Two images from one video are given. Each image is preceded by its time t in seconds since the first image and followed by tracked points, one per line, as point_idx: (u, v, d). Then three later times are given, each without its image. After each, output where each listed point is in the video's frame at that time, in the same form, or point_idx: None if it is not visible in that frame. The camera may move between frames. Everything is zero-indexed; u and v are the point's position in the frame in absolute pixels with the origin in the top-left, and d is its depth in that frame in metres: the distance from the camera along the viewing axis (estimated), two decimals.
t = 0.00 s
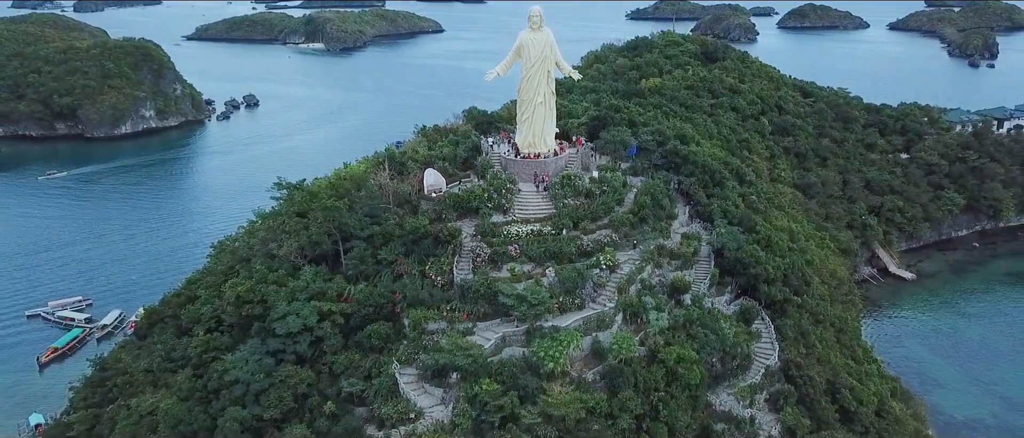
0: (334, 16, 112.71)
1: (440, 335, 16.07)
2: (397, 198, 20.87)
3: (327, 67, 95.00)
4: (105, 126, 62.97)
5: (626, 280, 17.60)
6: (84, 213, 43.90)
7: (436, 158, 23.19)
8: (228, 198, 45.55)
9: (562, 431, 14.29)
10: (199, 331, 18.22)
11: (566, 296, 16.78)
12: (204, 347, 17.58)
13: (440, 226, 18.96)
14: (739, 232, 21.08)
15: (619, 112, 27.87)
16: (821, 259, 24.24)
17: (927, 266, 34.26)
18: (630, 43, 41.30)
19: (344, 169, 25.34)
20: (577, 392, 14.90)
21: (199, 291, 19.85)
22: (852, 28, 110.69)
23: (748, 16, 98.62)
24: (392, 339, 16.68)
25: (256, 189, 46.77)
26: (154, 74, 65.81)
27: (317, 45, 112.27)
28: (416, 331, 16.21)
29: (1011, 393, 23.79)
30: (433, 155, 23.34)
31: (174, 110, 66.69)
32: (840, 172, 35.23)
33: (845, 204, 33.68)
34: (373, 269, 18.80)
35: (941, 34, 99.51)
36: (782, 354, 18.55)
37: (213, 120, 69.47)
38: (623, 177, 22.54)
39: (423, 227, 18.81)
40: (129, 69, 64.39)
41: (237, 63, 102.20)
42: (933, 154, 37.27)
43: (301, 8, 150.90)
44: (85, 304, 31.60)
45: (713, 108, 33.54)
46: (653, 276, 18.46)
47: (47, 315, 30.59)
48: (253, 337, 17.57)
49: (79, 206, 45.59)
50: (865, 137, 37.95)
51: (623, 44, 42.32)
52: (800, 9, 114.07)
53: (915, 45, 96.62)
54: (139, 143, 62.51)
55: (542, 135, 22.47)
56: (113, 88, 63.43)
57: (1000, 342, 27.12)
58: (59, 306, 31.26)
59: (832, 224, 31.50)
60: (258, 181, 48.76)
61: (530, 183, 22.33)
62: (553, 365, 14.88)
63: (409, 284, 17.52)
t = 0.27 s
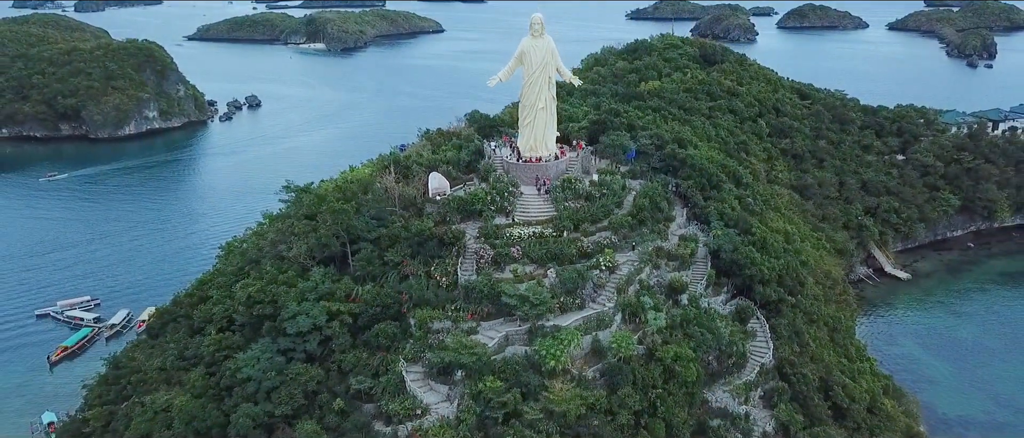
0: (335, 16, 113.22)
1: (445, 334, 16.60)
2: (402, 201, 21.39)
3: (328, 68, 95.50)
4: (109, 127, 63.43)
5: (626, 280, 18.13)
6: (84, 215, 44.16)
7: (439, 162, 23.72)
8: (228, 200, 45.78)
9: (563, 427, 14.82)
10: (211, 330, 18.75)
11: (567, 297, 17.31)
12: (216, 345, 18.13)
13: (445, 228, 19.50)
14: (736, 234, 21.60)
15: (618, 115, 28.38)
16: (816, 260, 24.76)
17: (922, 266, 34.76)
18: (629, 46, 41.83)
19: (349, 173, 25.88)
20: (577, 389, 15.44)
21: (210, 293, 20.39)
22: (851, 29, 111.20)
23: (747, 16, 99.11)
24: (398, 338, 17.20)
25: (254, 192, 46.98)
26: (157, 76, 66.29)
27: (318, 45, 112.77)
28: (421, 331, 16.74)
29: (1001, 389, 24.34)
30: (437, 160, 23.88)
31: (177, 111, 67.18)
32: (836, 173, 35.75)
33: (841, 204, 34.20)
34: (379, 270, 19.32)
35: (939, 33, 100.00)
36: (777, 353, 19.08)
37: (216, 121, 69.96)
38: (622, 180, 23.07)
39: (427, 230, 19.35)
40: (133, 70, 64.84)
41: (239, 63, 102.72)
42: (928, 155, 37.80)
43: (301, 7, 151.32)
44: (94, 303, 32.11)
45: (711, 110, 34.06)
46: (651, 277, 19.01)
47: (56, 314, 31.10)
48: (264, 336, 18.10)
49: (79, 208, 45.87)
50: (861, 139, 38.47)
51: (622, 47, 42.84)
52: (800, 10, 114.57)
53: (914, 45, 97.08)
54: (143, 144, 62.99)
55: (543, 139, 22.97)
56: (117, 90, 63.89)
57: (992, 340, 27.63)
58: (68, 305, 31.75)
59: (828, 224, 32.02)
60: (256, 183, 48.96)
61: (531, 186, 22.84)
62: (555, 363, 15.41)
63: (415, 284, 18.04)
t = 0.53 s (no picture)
0: (336, 17, 113.72)
1: (450, 334, 17.13)
2: (407, 205, 21.93)
3: (330, 68, 96.02)
4: (113, 128, 63.91)
5: (625, 281, 18.66)
6: (87, 217, 44.55)
7: (443, 166, 24.24)
8: (228, 203, 46.01)
9: (564, 423, 15.32)
10: (223, 330, 19.29)
11: (568, 298, 17.82)
12: (228, 345, 18.65)
13: (449, 231, 20.05)
14: (732, 236, 22.13)
15: (617, 119, 28.91)
16: (811, 262, 25.30)
17: (917, 266, 35.28)
18: (628, 49, 42.35)
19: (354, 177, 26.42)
20: (578, 386, 15.99)
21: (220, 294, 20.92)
22: (850, 29, 111.69)
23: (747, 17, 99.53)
24: (405, 337, 17.72)
25: (255, 195, 47.20)
26: (161, 77, 66.81)
27: (319, 46, 113.27)
28: (427, 330, 17.27)
29: (992, 387, 24.87)
30: (440, 164, 24.42)
31: (180, 113, 67.70)
32: (833, 175, 36.28)
33: (838, 206, 34.72)
34: (385, 272, 19.84)
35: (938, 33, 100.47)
36: (772, 352, 19.60)
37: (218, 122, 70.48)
38: (622, 184, 23.60)
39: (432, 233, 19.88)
40: (136, 72, 65.31)
41: (240, 64, 103.24)
42: (924, 157, 38.31)
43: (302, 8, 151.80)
44: (102, 303, 32.64)
45: (709, 113, 34.58)
46: (650, 278, 19.56)
47: (65, 314, 31.61)
48: (274, 336, 18.64)
49: (81, 210, 46.23)
50: (857, 141, 38.98)
51: (622, 50, 43.36)
52: (799, 10, 115.05)
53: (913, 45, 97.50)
54: (146, 145, 63.51)
55: (544, 143, 23.53)
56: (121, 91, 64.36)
57: (985, 339, 28.14)
58: (77, 305, 32.27)
59: (824, 225, 32.54)
60: (257, 186, 49.19)
61: (533, 189, 23.37)
62: (556, 361, 15.94)
63: (420, 286, 18.58)
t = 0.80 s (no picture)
0: (336, 17, 114.20)
1: (454, 334, 17.65)
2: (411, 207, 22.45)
3: (331, 69, 96.51)
4: (117, 129, 64.41)
5: (624, 282, 19.18)
6: (92, 219, 45.05)
7: (446, 170, 24.76)
8: (231, 204, 46.51)
9: (564, 419, 15.84)
10: (233, 329, 19.83)
11: (569, 298, 18.32)
12: (238, 344, 19.17)
13: (453, 233, 20.59)
14: (728, 238, 22.64)
15: (616, 123, 29.42)
16: (806, 263, 25.82)
17: (913, 266, 35.80)
18: (628, 52, 42.86)
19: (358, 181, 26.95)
20: (578, 384, 16.51)
21: (229, 295, 21.44)
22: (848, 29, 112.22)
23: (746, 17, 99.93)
24: (410, 337, 18.22)
25: (258, 196, 47.71)
26: (164, 79, 67.33)
27: (320, 46, 113.77)
28: (432, 330, 17.79)
29: (983, 385, 25.39)
30: (443, 168, 24.94)
31: (183, 114, 68.23)
32: (830, 176, 36.79)
33: (834, 207, 35.23)
34: (391, 273, 20.35)
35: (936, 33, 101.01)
36: (767, 351, 20.12)
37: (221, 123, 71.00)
38: (621, 187, 24.13)
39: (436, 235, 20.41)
40: (140, 74, 65.78)
41: (242, 64, 103.76)
42: (920, 159, 38.79)
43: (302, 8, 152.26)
44: (109, 303, 33.19)
45: (707, 116, 35.07)
46: (648, 279, 20.10)
47: (74, 314, 32.15)
48: (283, 335, 19.17)
49: (86, 211, 46.74)
50: (854, 143, 39.50)
51: (621, 53, 43.87)
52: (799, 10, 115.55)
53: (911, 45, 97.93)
54: (150, 146, 64.04)
55: (544, 147, 24.05)
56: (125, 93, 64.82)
57: (977, 338, 28.66)
58: (85, 306, 32.82)
59: (821, 226, 33.06)
60: (260, 187, 49.70)
61: (534, 193, 23.89)
62: (557, 360, 16.45)
63: (425, 287, 19.09)
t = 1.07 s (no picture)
0: (337, 17, 114.64)
1: (459, 334, 18.16)
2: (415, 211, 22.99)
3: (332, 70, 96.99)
4: (121, 130, 64.90)
5: (623, 284, 19.71)
6: (97, 220, 45.55)
7: (449, 173, 25.29)
8: (234, 206, 47.01)
9: (565, 417, 16.37)
10: (244, 330, 20.39)
11: (569, 299, 18.82)
12: (248, 344, 19.71)
13: (456, 236, 21.13)
14: (725, 240, 23.16)
15: (615, 126, 29.96)
16: (801, 265, 26.36)
17: (908, 267, 36.32)
18: (627, 56, 43.38)
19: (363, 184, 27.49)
20: (578, 383, 17.01)
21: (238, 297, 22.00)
22: (847, 30, 112.61)
23: (746, 18, 100.34)
24: (415, 336, 18.73)
25: (261, 197, 48.21)
26: (167, 81, 67.88)
27: (320, 47, 114.26)
28: (436, 330, 18.30)
29: (975, 384, 25.90)
30: (446, 171, 25.47)
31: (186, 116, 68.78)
32: (826, 178, 37.31)
33: (831, 208, 35.75)
34: (397, 275, 20.87)
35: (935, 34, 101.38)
36: (763, 351, 20.65)
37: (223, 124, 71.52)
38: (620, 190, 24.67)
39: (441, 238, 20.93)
40: (143, 76, 66.25)
41: (243, 65, 104.24)
42: (916, 161, 39.29)
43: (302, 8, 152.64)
44: (117, 304, 33.73)
45: (705, 119, 35.60)
46: (646, 280, 20.64)
47: (82, 314, 32.70)
48: (292, 336, 19.71)
49: (91, 213, 47.25)
50: (850, 145, 40.03)
51: (621, 56, 44.38)
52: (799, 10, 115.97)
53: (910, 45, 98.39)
54: (153, 148, 64.57)
55: (545, 152, 24.56)
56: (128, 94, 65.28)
57: (970, 338, 29.19)
58: (92, 306, 33.35)
59: (817, 227, 33.58)
60: (262, 189, 50.20)
61: (535, 196, 24.39)
62: (558, 359, 16.97)
63: (430, 288, 19.61)
